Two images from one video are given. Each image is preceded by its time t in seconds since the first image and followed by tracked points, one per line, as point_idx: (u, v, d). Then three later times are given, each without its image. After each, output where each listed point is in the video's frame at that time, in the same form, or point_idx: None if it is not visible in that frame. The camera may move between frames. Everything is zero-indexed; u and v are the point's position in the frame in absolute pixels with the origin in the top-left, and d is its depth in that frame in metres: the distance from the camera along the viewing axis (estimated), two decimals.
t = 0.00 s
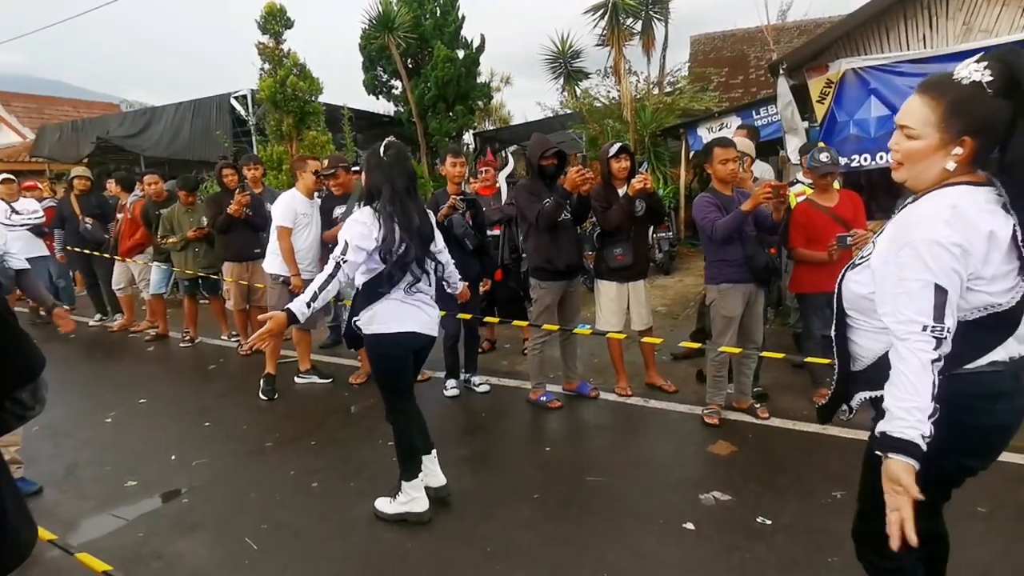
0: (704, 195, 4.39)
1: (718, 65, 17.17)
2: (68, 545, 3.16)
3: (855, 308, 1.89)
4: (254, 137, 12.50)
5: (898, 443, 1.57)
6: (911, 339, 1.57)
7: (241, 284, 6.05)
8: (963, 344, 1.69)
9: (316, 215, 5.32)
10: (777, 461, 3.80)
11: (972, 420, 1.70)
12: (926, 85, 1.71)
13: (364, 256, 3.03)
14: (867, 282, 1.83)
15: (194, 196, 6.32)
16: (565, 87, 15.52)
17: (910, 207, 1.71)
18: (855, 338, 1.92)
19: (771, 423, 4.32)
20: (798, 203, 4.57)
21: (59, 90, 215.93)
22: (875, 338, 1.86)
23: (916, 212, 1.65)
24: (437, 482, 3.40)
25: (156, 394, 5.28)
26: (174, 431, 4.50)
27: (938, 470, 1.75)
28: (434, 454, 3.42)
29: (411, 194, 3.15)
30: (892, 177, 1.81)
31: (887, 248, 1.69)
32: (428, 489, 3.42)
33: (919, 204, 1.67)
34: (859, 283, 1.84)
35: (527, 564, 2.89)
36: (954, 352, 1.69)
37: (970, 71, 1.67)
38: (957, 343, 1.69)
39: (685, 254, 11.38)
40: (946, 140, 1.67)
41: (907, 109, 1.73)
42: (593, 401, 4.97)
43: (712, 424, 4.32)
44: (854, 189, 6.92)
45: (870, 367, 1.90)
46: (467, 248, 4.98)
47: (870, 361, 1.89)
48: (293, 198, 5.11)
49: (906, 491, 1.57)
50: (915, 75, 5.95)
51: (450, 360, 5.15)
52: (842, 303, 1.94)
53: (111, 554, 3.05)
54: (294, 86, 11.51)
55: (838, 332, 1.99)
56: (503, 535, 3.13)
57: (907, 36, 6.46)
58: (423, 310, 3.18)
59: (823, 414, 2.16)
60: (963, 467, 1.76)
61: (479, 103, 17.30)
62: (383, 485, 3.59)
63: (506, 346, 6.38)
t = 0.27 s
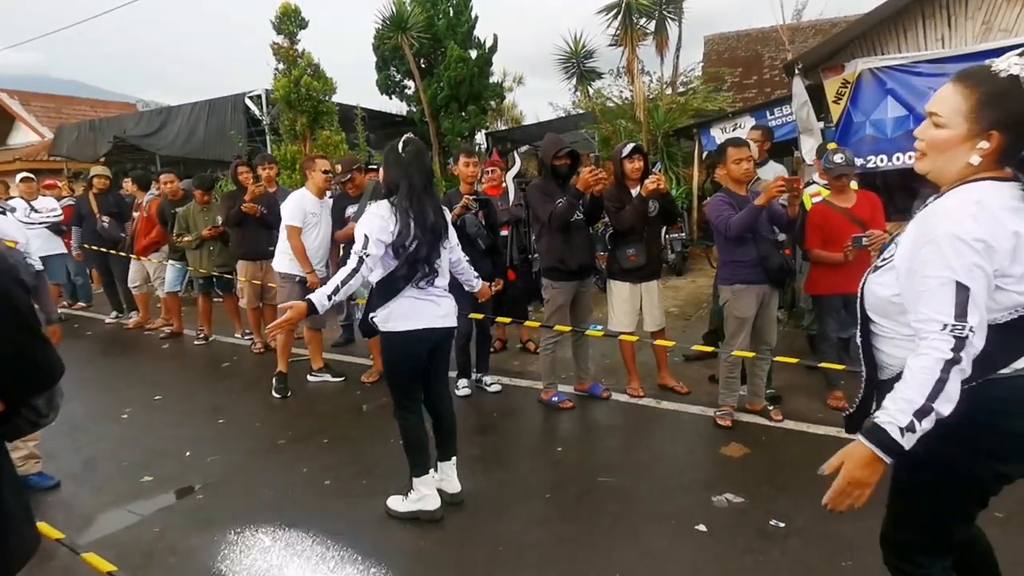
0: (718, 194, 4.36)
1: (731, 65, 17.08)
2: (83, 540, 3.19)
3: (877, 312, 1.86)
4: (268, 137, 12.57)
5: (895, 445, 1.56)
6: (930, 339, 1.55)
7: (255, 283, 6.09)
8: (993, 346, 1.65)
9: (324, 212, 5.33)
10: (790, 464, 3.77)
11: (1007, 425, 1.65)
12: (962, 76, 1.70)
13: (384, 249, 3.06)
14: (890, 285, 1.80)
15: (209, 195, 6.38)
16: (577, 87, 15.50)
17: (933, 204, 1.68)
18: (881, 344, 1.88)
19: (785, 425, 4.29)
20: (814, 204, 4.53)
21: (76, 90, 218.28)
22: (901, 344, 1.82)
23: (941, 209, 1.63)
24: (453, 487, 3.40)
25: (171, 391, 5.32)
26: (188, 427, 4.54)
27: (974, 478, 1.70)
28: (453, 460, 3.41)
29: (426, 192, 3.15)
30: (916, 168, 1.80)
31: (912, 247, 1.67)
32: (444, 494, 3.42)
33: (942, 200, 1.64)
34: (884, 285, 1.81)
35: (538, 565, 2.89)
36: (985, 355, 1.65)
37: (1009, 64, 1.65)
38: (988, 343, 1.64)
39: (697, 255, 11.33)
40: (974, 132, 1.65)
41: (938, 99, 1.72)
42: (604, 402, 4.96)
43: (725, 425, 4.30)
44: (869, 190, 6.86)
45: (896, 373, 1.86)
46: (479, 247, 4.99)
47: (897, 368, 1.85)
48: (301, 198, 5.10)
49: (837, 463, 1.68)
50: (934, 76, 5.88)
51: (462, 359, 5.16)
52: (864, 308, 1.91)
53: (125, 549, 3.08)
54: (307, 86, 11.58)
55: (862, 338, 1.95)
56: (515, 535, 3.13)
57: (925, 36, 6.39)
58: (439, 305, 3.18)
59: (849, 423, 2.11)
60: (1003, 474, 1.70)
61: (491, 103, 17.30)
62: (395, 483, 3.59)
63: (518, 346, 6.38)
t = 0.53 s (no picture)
0: (728, 194, 4.35)
1: (740, 66, 17.01)
2: (95, 533, 3.22)
3: (907, 312, 1.84)
4: (277, 135, 12.63)
5: (943, 453, 1.56)
6: (975, 341, 1.55)
7: (264, 280, 6.12)
8: None
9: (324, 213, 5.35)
10: (799, 466, 3.76)
11: None
12: (1003, 74, 1.69)
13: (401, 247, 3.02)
14: (924, 284, 1.78)
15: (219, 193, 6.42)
16: (586, 87, 15.48)
17: (974, 204, 1.66)
18: (908, 345, 1.87)
19: (793, 427, 4.27)
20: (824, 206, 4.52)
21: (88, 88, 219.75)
22: (931, 343, 1.80)
23: (986, 209, 1.60)
24: (459, 486, 3.41)
25: (181, 387, 5.36)
26: (197, 423, 4.57)
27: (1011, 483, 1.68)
28: (460, 458, 3.42)
29: (439, 189, 3.16)
30: (953, 167, 1.79)
31: (954, 247, 1.64)
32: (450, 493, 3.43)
33: (988, 202, 1.62)
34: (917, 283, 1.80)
35: (544, 563, 2.90)
36: None
37: None
38: None
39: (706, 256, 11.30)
40: (1013, 128, 1.64)
41: (978, 95, 1.71)
42: (612, 402, 4.96)
43: (732, 427, 4.29)
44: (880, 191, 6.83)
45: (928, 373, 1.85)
46: (488, 247, 5.00)
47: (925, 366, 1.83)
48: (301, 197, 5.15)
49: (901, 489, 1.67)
50: (946, 77, 5.86)
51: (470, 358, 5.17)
52: (892, 308, 1.89)
53: (136, 543, 3.11)
54: (317, 85, 11.62)
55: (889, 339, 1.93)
56: (522, 534, 3.14)
57: (937, 38, 6.36)
58: (447, 306, 3.18)
59: (875, 418, 2.11)
60: None
61: (500, 103, 17.31)
62: (402, 481, 3.61)
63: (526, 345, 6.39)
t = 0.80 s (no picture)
0: (738, 194, 4.35)
1: (751, 66, 16.94)
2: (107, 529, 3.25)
3: (949, 312, 1.85)
4: (288, 135, 12.69)
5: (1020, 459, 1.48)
6: (1019, 342, 1.52)
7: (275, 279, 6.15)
8: None
9: (308, 215, 5.29)
10: (808, 467, 3.74)
11: None
12: None
13: (400, 255, 3.03)
14: (968, 285, 1.79)
15: (230, 192, 6.46)
16: (595, 87, 15.46)
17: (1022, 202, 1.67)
18: (951, 344, 1.88)
19: (803, 428, 4.26)
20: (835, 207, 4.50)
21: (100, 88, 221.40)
22: (976, 344, 1.81)
23: None
24: (468, 482, 3.42)
25: (192, 384, 5.39)
26: (209, 420, 4.60)
27: None
28: (467, 454, 3.44)
29: (444, 181, 3.16)
30: (987, 164, 1.79)
31: (1004, 248, 1.64)
32: (458, 489, 3.45)
33: None
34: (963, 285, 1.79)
35: (552, 562, 2.90)
36: None
37: None
38: None
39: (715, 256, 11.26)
40: None
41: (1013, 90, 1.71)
42: (620, 402, 4.95)
43: (742, 428, 4.28)
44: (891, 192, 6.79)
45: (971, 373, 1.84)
46: (497, 246, 5.00)
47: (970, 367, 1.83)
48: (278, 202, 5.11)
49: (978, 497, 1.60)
50: (959, 77, 5.82)
51: (479, 358, 5.18)
52: (934, 308, 1.91)
53: (148, 538, 3.14)
54: (328, 85, 11.66)
55: (931, 339, 1.94)
56: (530, 532, 3.14)
57: (950, 36, 6.31)
58: (453, 305, 3.20)
59: (924, 421, 2.09)
60: None
61: (509, 103, 17.32)
62: (411, 479, 3.62)
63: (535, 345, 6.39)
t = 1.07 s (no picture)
0: (752, 195, 4.34)
1: (764, 66, 16.85)
2: (124, 523, 3.29)
3: (992, 298, 1.97)
4: (301, 134, 12.77)
5: None
6: None
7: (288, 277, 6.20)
8: None
9: (296, 215, 5.15)
10: (821, 470, 3.72)
11: None
12: None
13: (421, 255, 3.01)
14: (1016, 275, 1.92)
15: (245, 191, 6.51)
16: (608, 88, 15.44)
17: None
18: (993, 331, 1.98)
19: (815, 431, 4.23)
20: (850, 208, 4.48)
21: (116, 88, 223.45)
22: (1019, 333, 1.93)
23: None
24: (478, 477, 3.44)
25: (207, 381, 5.44)
26: (223, 417, 4.64)
27: None
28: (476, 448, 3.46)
29: (454, 181, 3.18)
30: None
31: None
32: (468, 483, 3.46)
33: None
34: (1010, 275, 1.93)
35: (565, 561, 2.91)
36: None
37: None
38: None
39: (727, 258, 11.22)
40: None
41: None
42: (632, 403, 4.95)
43: (754, 429, 4.27)
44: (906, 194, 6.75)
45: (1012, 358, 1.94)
46: (509, 246, 5.01)
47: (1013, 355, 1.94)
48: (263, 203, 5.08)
49: None
50: (975, 78, 5.78)
51: (490, 357, 5.19)
52: (977, 298, 2.02)
53: (164, 533, 3.17)
54: (341, 85, 11.72)
55: (973, 326, 2.04)
56: (541, 532, 3.15)
57: (967, 37, 6.26)
58: (468, 305, 3.22)
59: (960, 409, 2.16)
60: None
61: (521, 103, 17.33)
62: (423, 477, 3.64)
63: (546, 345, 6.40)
